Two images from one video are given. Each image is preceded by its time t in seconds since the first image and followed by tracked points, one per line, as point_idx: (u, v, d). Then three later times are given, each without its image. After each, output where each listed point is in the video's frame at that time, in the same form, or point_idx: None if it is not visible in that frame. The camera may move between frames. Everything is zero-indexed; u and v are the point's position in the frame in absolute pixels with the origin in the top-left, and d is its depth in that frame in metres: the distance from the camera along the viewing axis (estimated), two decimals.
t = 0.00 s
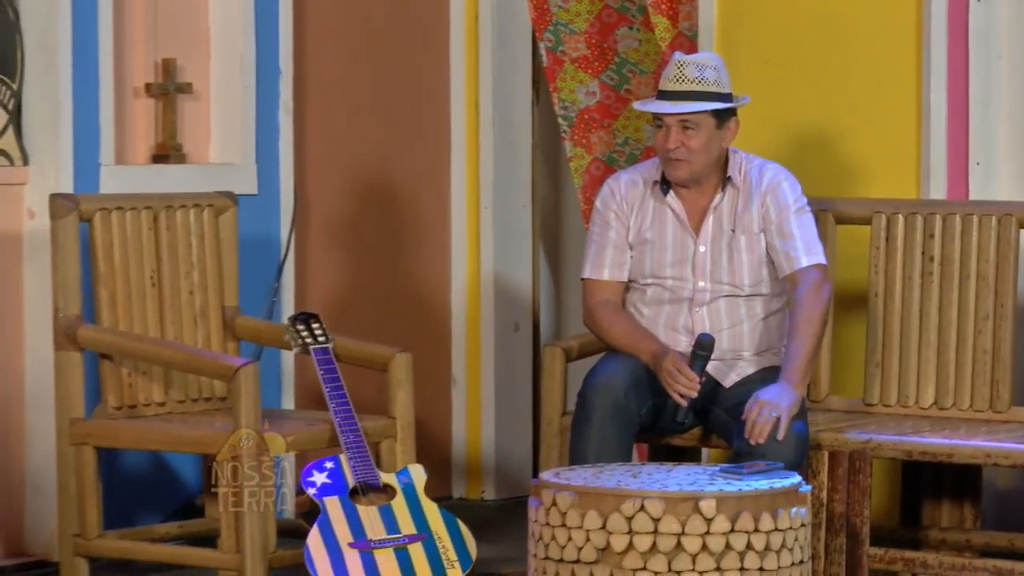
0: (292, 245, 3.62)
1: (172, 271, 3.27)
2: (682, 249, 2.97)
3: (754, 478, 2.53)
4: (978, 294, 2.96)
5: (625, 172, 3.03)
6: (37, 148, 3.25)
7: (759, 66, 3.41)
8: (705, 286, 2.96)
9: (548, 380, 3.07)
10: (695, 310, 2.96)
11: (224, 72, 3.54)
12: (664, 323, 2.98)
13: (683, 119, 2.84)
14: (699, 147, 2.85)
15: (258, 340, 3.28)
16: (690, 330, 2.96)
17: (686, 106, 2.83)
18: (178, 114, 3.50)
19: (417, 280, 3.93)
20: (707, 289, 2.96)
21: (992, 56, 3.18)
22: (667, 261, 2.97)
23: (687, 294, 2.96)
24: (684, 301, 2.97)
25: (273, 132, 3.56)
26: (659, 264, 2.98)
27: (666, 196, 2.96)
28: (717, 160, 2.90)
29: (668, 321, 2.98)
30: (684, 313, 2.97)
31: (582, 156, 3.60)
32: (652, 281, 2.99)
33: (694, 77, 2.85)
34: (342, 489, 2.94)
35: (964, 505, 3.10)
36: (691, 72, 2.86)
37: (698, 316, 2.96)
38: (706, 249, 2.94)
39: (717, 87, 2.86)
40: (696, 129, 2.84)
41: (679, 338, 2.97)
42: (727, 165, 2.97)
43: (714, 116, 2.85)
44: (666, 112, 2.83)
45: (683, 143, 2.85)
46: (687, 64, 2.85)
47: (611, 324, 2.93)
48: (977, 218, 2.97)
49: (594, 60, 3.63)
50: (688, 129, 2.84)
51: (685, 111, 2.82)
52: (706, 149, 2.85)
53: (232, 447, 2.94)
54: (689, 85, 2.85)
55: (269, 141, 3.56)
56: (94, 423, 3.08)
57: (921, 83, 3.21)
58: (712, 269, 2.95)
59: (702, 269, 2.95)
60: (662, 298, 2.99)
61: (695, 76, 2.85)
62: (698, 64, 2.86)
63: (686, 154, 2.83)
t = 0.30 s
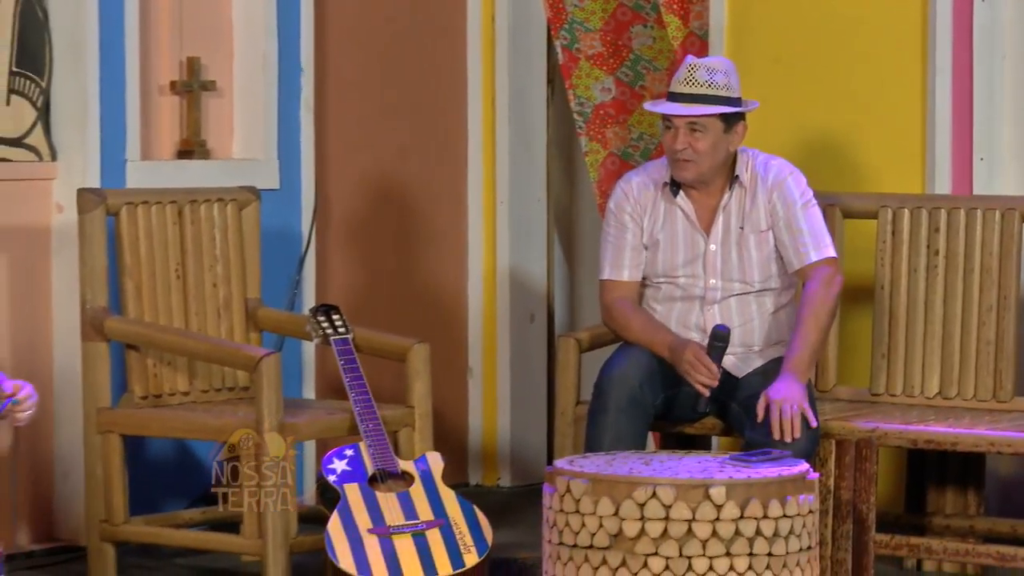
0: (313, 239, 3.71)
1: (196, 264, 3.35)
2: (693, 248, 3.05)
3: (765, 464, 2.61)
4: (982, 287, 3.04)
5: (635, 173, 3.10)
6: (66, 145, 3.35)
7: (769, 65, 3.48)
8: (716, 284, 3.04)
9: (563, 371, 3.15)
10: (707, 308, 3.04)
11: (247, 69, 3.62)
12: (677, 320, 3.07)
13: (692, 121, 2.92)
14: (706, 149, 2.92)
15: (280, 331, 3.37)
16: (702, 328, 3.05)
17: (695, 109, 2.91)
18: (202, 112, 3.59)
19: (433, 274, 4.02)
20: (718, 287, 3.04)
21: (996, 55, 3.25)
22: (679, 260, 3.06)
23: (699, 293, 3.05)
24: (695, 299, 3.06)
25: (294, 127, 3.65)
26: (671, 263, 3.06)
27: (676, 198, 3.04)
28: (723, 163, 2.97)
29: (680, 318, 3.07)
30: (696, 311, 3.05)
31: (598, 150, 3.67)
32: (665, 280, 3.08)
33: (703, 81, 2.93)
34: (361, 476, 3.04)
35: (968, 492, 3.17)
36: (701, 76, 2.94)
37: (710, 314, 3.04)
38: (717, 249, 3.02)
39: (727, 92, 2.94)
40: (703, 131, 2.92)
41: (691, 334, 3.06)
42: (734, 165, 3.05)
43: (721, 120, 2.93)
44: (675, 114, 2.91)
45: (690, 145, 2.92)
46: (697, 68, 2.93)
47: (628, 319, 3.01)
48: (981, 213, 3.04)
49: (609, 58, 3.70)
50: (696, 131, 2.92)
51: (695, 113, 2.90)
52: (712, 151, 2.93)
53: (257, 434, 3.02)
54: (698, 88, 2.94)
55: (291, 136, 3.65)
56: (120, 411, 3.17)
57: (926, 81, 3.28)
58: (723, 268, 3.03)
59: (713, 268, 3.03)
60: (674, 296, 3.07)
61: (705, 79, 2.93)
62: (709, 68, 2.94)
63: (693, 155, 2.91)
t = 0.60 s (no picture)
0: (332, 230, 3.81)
1: (218, 256, 3.44)
2: (701, 241, 3.15)
3: (772, 453, 2.68)
4: (984, 278, 3.11)
5: (647, 164, 3.20)
6: (91, 141, 3.44)
7: (777, 62, 3.56)
8: (722, 278, 3.14)
9: (575, 360, 3.24)
10: (713, 303, 3.15)
11: (266, 67, 3.73)
12: (684, 314, 3.18)
13: (702, 116, 2.99)
14: (716, 143, 3.00)
15: (300, 322, 3.46)
16: (708, 324, 3.17)
17: (705, 105, 2.98)
18: (224, 108, 3.68)
19: (447, 265, 4.10)
20: (724, 281, 3.14)
21: (998, 53, 3.34)
22: (687, 253, 3.16)
23: (706, 288, 3.16)
24: (702, 294, 3.17)
25: (314, 123, 3.73)
26: (679, 257, 3.16)
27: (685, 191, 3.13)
28: (732, 158, 3.05)
29: (687, 313, 3.18)
30: (703, 307, 3.17)
31: (610, 145, 3.75)
32: (672, 273, 3.19)
33: (715, 77, 3.00)
34: (379, 463, 3.13)
35: (970, 479, 3.25)
36: (714, 72, 3.01)
37: (716, 309, 3.15)
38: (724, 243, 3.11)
39: (737, 89, 3.02)
40: (713, 127, 2.99)
41: (697, 329, 3.18)
42: (741, 159, 3.13)
43: (730, 117, 3.00)
44: (686, 109, 2.99)
45: (700, 139, 3.00)
46: (711, 64, 3.01)
47: (641, 311, 3.11)
48: (983, 207, 3.11)
49: (621, 54, 3.79)
50: (706, 126, 2.99)
51: (705, 110, 2.97)
52: (722, 146, 3.00)
53: (276, 422, 3.09)
54: (709, 84, 3.01)
55: (312, 132, 3.73)
56: (144, 400, 3.26)
57: (929, 78, 3.36)
58: (729, 262, 3.13)
59: (719, 261, 3.13)
60: (682, 291, 3.18)
61: (717, 76, 3.01)
62: (720, 65, 3.01)
63: (703, 149, 2.98)
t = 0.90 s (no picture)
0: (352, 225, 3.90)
1: (242, 249, 3.54)
2: (712, 236, 3.23)
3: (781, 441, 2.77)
4: (988, 271, 3.19)
5: (657, 160, 3.27)
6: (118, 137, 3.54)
7: (785, 60, 3.70)
8: (732, 273, 3.22)
9: (589, 350, 3.33)
10: (723, 298, 3.24)
11: (288, 63, 3.80)
12: (695, 309, 3.26)
13: (712, 115, 3.07)
14: (725, 141, 3.08)
15: (322, 313, 3.55)
16: (719, 318, 3.25)
17: (715, 103, 3.06)
18: (248, 105, 3.78)
19: (462, 260, 4.21)
20: (734, 275, 3.23)
21: (1002, 51, 3.41)
22: (698, 247, 3.24)
23: (716, 283, 3.24)
24: (712, 289, 3.25)
25: (335, 117, 3.85)
26: (690, 251, 3.24)
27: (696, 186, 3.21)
28: (741, 155, 3.13)
29: (698, 307, 3.26)
30: (714, 302, 3.25)
31: (626, 140, 3.82)
32: (683, 268, 3.27)
33: (725, 76, 3.08)
34: (398, 451, 3.23)
35: (974, 467, 3.32)
36: (723, 72, 3.09)
37: (726, 304, 3.24)
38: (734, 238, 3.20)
39: (746, 88, 3.09)
40: (722, 125, 3.07)
41: (708, 323, 3.26)
42: (751, 155, 3.22)
43: (740, 115, 3.08)
44: (696, 108, 3.07)
45: (710, 137, 3.08)
46: (721, 65, 3.09)
47: (656, 304, 3.20)
48: (987, 201, 3.19)
49: (636, 52, 3.87)
50: (715, 125, 3.07)
51: (714, 108, 3.05)
52: (731, 143, 3.09)
53: (298, 411, 3.18)
54: (719, 83, 3.08)
55: (332, 129, 3.84)
56: (170, 390, 3.35)
57: (935, 75, 3.46)
58: (739, 256, 3.22)
59: (729, 256, 3.21)
60: (693, 285, 3.26)
61: (727, 75, 3.08)
62: (730, 65, 3.09)
63: (712, 147, 3.06)
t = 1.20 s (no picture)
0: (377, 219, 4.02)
1: (269, 242, 3.62)
2: (728, 230, 3.31)
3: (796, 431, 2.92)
4: (999, 264, 3.27)
5: (674, 156, 3.35)
6: (149, 133, 3.63)
7: (801, 59, 3.81)
8: (749, 266, 3.30)
9: (609, 341, 3.41)
10: (740, 291, 3.32)
11: (315, 62, 3.90)
12: (713, 302, 3.35)
13: (728, 113, 3.17)
14: (741, 138, 3.17)
15: (348, 305, 3.64)
16: (736, 311, 3.33)
17: (731, 102, 3.16)
18: (276, 102, 3.88)
19: (483, 254, 4.30)
20: (750, 269, 3.31)
21: (1013, 49, 3.50)
22: (715, 241, 3.32)
23: (733, 276, 3.32)
24: (729, 282, 3.33)
25: (361, 114, 3.95)
26: (707, 245, 3.33)
27: (712, 181, 3.30)
28: (756, 151, 3.23)
29: (716, 300, 3.35)
30: (731, 295, 3.33)
31: (646, 135, 3.88)
32: (701, 261, 3.36)
33: (740, 75, 3.18)
34: (423, 440, 3.30)
35: (986, 456, 3.39)
36: (737, 70, 3.19)
37: (743, 296, 3.32)
38: (751, 232, 3.28)
39: (760, 85, 3.18)
40: (738, 123, 3.17)
41: (726, 316, 3.35)
42: (766, 152, 3.30)
43: (755, 113, 3.18)
44: (712, 107, 3.17)
45: (726, 135, 3.18)
46: (735, 63, 3.19)
47: (675, 298, 3.28)
48: (998, 196, 3.26)
49: (656, 49, 3.93)
50: (732, 122, 3.17)
51: (729, 107, 3.15)
52: (747, 140, 3.18)
53: (325, 401, 3.27)
54: (734, 82, 3.18)
55: (358, 126, 3.95)
56: (201, 380, 3.44)
57: (947, 73, 3.57)
58: (755, 250, 3.30)
59: (745, 250, 3.30)
60: (710, 279, 3.35)
61: (742, 74, 3.18)
62: (744, 64, 3.19)
63: (729, 144, 3.16)
